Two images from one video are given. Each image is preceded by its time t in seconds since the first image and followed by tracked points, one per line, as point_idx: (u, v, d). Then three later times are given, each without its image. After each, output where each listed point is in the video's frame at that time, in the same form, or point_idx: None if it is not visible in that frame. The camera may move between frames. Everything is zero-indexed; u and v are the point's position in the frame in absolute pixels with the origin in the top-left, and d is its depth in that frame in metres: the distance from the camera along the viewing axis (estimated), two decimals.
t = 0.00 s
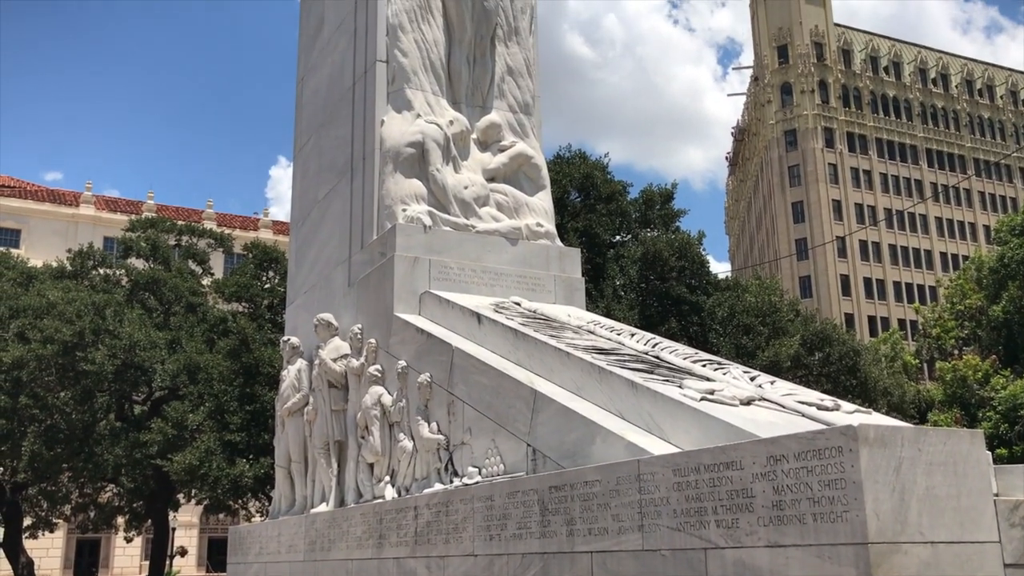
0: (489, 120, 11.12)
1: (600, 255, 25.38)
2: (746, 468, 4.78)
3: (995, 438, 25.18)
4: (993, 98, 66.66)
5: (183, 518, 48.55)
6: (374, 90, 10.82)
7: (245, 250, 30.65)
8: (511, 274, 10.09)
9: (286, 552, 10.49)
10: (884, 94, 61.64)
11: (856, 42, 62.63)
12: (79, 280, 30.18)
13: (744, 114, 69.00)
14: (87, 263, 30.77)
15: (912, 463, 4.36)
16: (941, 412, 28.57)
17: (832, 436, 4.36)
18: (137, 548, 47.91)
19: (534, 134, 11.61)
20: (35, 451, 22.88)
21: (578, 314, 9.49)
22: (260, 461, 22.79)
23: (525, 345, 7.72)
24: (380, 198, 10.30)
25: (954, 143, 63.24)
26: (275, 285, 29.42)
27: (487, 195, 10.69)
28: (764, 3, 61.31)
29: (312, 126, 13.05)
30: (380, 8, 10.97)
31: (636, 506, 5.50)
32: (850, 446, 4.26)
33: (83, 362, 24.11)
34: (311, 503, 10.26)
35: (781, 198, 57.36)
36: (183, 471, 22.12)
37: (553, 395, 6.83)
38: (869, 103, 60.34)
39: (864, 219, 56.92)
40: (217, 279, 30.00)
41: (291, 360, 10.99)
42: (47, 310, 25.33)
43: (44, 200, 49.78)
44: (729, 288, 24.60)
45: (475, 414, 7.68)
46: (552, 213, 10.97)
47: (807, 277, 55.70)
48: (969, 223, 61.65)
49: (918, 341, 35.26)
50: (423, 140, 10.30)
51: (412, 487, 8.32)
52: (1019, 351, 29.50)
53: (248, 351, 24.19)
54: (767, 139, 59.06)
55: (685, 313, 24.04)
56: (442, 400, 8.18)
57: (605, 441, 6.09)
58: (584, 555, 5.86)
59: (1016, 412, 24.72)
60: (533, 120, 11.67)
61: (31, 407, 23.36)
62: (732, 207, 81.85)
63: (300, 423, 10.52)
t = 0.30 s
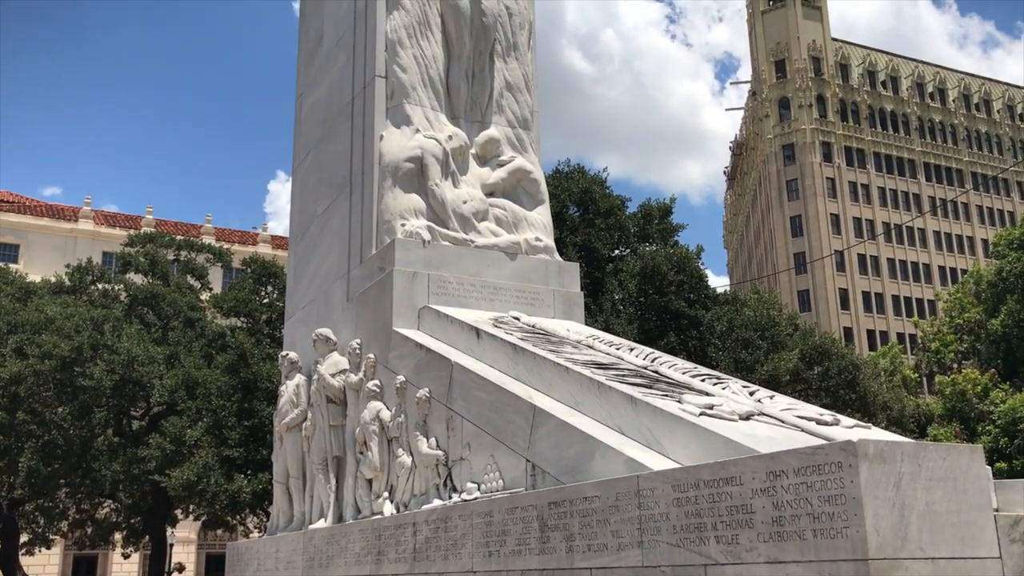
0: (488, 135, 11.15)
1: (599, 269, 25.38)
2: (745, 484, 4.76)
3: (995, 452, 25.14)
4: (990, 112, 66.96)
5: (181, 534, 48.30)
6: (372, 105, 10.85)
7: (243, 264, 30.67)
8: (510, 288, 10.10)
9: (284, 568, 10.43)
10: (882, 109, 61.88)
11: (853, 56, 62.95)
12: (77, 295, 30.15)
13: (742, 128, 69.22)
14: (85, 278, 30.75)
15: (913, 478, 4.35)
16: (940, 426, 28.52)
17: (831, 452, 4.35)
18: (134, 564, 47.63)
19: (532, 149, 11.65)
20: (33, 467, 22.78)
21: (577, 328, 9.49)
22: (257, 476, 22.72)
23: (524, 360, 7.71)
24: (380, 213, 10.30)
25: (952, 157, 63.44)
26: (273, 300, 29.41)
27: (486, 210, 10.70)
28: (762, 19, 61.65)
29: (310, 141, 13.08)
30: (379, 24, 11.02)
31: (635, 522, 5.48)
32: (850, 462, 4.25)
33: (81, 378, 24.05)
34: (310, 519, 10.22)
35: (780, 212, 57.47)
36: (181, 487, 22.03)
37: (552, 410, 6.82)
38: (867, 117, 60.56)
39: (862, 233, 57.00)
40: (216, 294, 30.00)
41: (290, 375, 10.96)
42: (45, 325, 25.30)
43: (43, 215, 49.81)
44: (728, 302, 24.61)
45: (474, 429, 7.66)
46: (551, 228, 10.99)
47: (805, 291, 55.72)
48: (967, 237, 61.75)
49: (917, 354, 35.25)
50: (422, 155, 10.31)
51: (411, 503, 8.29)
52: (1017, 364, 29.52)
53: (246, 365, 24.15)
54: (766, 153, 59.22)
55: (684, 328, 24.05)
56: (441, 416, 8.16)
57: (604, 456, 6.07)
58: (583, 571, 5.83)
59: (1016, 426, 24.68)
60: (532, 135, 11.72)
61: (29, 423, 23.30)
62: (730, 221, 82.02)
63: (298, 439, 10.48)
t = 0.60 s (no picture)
0: (483, 151, 11.18)
1: (595, 284, 25.43)
2: (742, 500, 4.75)
3: (991, 467, 25.15)
4: (983, 129, 67.41)
5: (175, 551, 47.96)
6: (369, 121, 10.87)
7: (239, 279, 30.66)
8: (506, 303, 10.11)
9: None
10: (875, 125, 62.24)
11: (847, 73, 63.36)
12: (72, 311, 30.09)
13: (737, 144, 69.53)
14: (81, 293, 30.69)
15: (909, 495, 4.36)
16: (936, 441, 28.53)
17: (827, 468, 4.35)
18: None
19: (527, 164, 11.70)
20: (26, 483, 22.67)
21: (573, 344, 9.49)
22: (252, 493, 22.63)
23: (520, 376, 7.70)
24: (375, 229, 10.30)
25: (946, 173, 63.76)
26: (269, 315, 29.39)
27: (482, 225, 10.72)
28: (756, 35, 62.07)
29: (307, 157, 13.11)
30: (376, 41, 11.03)
31: (631, 539, 5.46)
32: (846, 478, 4.25)
33: (75, 394, 23.99)
34: (305, 536, 10.16)
35: (774, 227, 57.66)
36: (175, 503, 21.93)
37: (548, 426, 6.80)
38: (861, 133, 60.90)
39: (857, 248, 57.18)
40: (211, 310, 29.98)
41: (285, 391, 10.91)
42: (39, 340, 25.24)
43: (39, 230, 49.78)
44: (723, 317, 24.67)
45: (470, 445, 7.64)
46: (546, 243, 11.02)
47: (801, 306, 55.79)
48: (961, 252, 61.97)
49: (913, 369, 35.29)
50: (418, 170, 10.32)
51: (406, 520, 8.25)
52: (1012, 379, 29.57)
53: (241, 381, 24.13)
54: (760, 169, 59.47)
55: (680, 343, 24.09)
56: (436, 432, 8.14)
57: (600, 473, 6.06)
58: None
59: (1011, 441, 24.71)
60: (527, 151, 11.76)
61: (22, 439, 23.24)
62: (725, 236, 82.24)
63: (293, 455, 10.41)
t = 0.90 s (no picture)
0: (480, 166, 11.22)
1: (591, 299, 25.46)
2: (738, 517, 4.75)
3: (988, 483, 25.14)
4: (977, 145, 67.80)
5: (168, 568, 47.58)
6: (365, 137, 10.89)
7: (235, 295, 30.63)
8: (503, 318, 10.13)
9: None
10: (870, 141, 62.57)
11: (841, 89, 63.77)
12: (68, 326, 30.03)
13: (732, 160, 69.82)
14: (76, 309, 30.61)
15: (906, 512, 4.37)
16: (932, 456, 28.52)
17: (824, 485, 4.34)
18: None
19: (524, 180, 11.74)
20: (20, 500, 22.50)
21: (569, 359, 9.49)
22: (247, 509, 22.53)
23: (516, 392, 7.70)
24: (372, 244, 10.30)
25: (940, 189, 64.07)
26: (264, 331, 29.36)
27: (478, 241, 10.74)
28: (751, 52, 62.50)
29: (303, 172, 13.12)
30: (373, 57, 11.06)
31: (627, 555, 5.45)
32: (843, 494, 4.25)
33: (70, 410, 23.92)
34: (300, 553, 10.11)
35: (770, 243, 57.81)
36: (170, 520, 21.80)
37: (544, 442, 6.79)
38: (856, 149, 61.20)
39: (853, 264, 57.31)
40: (207, 325, 29.93)
41: (281, 407, 10.87)
42: (34, 356, 25.16)
43: (34, 245, 49.75)
44: (720, 333, 24.72)
45: (466, 461, 7.62)
46: (542, 259, 11.05)
47: (796, 321, 55.83)
48: (956, 268, 62.17)
49: (908, 385, 35.32)
50: (414, 186, 10.34)
51: (401, 537, 8.22)
52: (1008, 394, 29.60)
53: (237, 397, 24.10)
54: (756, 185, 59.67)
55: (676, 359, 24.11)
56: (432, 448, 8.13)
57: (597, 489, 6.05)
58: None
59: (1008, 457, 24.72)
60: (523, 167, 11.81)
61: (16, 455, 23.20)
62: (721, 251, 82.42)
63: (289, 471, 10.35)
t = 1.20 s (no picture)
0: (479, 182, 11.25)
1: (590, 314, 25.46)
2: (738, 533, 4.73)
3: (989, 498, 25.07)
4: (974, 160, 68.06)
5: None
6: (364, 153, 10.91)
7: (234, 310, 30.62)
8: (502, 333, 10.13)
9: None
10: (868, 155, 62.76)
11: (839, 104, 64.06)
12: (67, 342, 29.99)
13: (731, 175, 70.03)
14: (75, 324, 30.59)
15: (907, 527, 4.37)
16: (932, 471, 28.44)
17: (824, 500, 4.33)
18: None
19: (523, 195, 11.77)
20: (18, 516, 22.48)
21: (569, 374, 9.48)
22: (246, 525, 22.45)
23: (516, 407, 7.69)
24: (371, 259, 10.31)
25: (938, 203, 64.24)
26: (263, 346, 29.33)
27: (477, 255, 10.76)
28: (749, 67, 62.77)
29: (303, 187, 13.15)
30: (372, 73, 11.10)
31: (627, 571, 5.43)
32: (844, 510, 4.24)
33: (69, 426, 23.89)
34: (299, 569, 10.05)
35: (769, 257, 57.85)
36: (168, 537, 21.69)
37: (544, 458, 6.78)
38: (854, 164, 61.38)
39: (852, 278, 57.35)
40: (206, 341, 29.91)
41: (279, 423, 10.83)
42: (33, 372, 25.14)
43: (34, 261, 49.77)
44: (719, 347, 24.70)
45: (466, 477, 7.59)
46: (541, 273, 11.07)
47: (796, 335, 55.78)
48: (955, 282, 62.23)
49: (908, 399, 35.29)
50: (414, 202, 10.35)
51: (401, 553, 8.18)
52: (1008, 409, 29.57)
53: (236, 413, 24.09)
54: (754, 199, 59.79)
55: (675, 373, 24.07)
56: (431, 463, 8.10)
57: (596, 505, 6.03)
58: None
59: (1009, 471, 24.68)
60: (522, 183, 11.85)
61: (14, 471, 23.20)
62: (720, 266, 82.49)
63: (287, 487, 10.30)
